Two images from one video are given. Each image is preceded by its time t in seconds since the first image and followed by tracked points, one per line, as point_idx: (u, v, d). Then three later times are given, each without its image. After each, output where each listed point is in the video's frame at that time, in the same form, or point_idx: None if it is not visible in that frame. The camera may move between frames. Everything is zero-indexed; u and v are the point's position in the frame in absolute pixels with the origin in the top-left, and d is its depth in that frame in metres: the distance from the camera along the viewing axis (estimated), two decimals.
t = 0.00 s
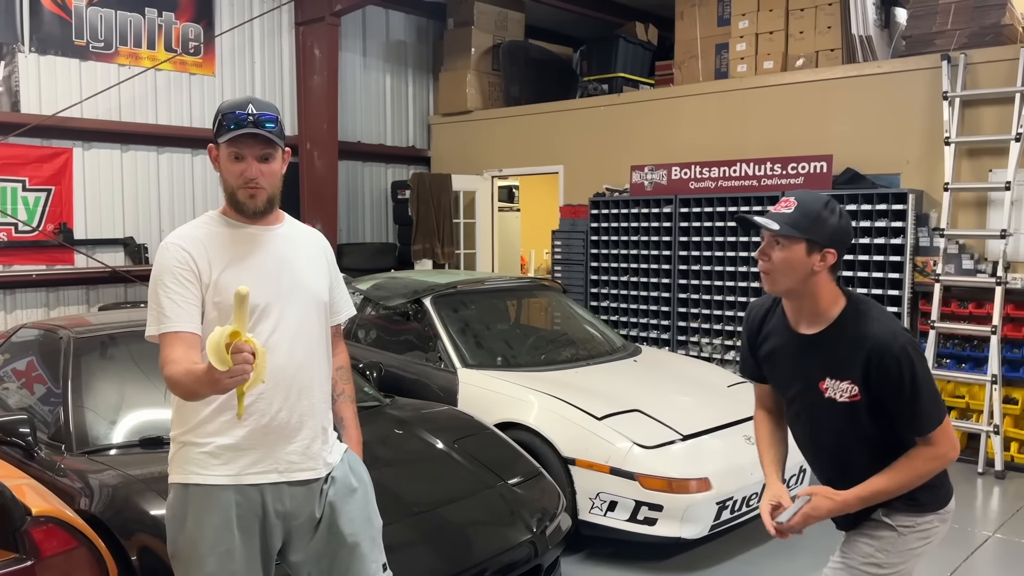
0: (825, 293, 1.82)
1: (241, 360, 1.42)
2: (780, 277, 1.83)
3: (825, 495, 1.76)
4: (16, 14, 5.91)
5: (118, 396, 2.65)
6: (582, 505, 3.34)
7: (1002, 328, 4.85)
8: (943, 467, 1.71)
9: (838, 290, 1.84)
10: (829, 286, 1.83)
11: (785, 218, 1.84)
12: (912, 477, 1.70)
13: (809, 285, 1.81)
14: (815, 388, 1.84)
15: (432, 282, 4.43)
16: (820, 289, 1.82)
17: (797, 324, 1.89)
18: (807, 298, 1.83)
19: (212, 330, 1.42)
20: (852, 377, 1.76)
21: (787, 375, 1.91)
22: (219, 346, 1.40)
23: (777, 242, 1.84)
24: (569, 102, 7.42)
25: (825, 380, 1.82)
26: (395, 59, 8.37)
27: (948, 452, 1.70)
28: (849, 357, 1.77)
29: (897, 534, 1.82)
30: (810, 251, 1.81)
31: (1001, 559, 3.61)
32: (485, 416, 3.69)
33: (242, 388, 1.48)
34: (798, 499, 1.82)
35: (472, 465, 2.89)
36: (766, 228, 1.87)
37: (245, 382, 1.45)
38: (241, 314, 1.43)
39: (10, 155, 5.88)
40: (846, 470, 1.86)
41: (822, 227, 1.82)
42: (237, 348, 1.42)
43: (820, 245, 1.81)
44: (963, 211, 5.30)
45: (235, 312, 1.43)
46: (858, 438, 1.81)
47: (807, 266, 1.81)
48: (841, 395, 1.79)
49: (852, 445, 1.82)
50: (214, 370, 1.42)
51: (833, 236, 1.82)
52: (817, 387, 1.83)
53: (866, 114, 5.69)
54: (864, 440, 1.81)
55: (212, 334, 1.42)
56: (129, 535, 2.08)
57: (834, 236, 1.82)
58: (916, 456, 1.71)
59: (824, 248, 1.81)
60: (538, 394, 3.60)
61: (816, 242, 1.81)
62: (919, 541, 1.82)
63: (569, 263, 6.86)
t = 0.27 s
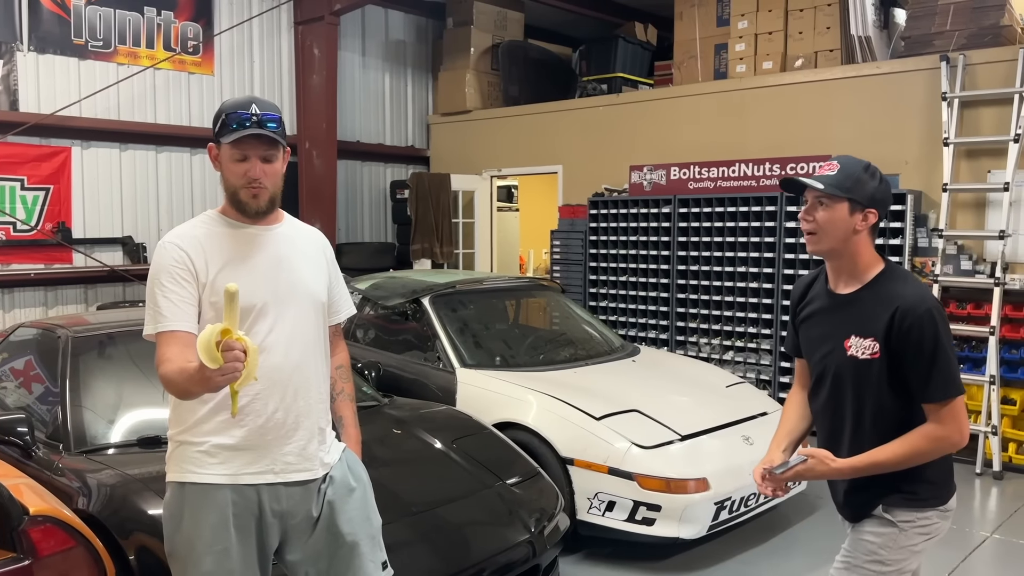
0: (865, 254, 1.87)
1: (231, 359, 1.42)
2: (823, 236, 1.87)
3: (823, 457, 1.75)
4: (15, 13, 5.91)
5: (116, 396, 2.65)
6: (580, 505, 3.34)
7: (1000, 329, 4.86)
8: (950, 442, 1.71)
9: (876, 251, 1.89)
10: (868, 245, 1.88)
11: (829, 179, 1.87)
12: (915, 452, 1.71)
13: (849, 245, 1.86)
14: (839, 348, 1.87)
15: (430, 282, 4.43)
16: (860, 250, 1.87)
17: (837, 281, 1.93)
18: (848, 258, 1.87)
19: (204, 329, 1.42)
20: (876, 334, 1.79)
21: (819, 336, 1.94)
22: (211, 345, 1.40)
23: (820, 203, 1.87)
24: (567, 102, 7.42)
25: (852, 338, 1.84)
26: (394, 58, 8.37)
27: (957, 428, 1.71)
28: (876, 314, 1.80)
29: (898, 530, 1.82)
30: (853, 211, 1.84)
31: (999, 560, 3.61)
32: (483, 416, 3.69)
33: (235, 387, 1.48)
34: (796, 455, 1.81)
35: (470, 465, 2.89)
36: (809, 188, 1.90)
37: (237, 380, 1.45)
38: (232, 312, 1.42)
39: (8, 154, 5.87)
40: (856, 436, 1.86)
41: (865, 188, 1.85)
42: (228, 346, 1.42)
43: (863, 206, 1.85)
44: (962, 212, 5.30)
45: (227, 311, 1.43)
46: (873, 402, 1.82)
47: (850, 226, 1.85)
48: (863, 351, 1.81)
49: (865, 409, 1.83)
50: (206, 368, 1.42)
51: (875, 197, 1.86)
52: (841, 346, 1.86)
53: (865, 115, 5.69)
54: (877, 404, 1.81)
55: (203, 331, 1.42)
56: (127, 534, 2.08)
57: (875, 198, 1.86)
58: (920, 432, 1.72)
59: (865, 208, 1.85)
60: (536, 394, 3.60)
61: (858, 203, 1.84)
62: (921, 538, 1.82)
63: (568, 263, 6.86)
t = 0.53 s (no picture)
0: (886, 242, 1.88)
1: (226, 360, 1.41)
2: (846, 222, 1.88)
3: (824, 434, 1.75)
4: (14, 11, 5.90)
5: (115, 394, 2.64)
6: (579, 504, 3.34)
7: (1000, 330, 4.86)
8: (949, 434, 1.71)
9: (897, 240, 1.90)
10: (890, 234, 1.89)
11: (852, 168, 1.88)
12: (914, 442, 1.72)
13: (872, 232, 1.87)
14: (852, 333, 1.88)
15: (430, 281, 4.43)
16: (882, 238, 1.88)
17: (858, 268, 1.93)
18: (870, 245, 1.88)
19: (199, 330, 1.41)
20: (889, 320, 1.80)
21: (835, 323, 1.94)
22: (204, 346, 1.40)
23: (844, 190, 1.88)
24: (566, 102, 7.42)
25: (865, 324, 1.85)
26: (394, 57, 8.36)
27: (959, 421, 1.71)
28: (891, 301, 1.81)
29: (897, 529, 1.83)
30: (876, 199, 1.85)
31: (998, 560, 3.61)
32: (482, 415, 3.69)
33: (230, 388, 1.47)
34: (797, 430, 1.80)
35: (469, 464, 2.89)
36: (833, 175, 1.90)
37: (231, 382, 1.44)
38: (227, 314, 1.41)
39: (7, 152, 5.86)
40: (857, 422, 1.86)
41: (888, 176, 1.86)
42: (222, 348, 1.41)
43: (887, 194, 1.85)
44: (962, 212, 5.30)
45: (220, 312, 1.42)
46: (878, 388, 1.82)
47: (873, 214, 1.86)
48: (874, 337, 1.82)
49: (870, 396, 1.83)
50: (200, 370, 1.42)
51: (898, 185, 1.86)
52: (855, 332, 1.87)
53: (865, 115, 5.69)
54: (881, 391, 1.81)
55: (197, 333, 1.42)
56: (126, 533, 2.08)
57: (898, 186, 1.86)
58: (919, 422, 1.73)
59: (889, 196, 1.85)
60: (536, 393, 3.60)
61: (882, 190, 1.85)
62: (921, 536, 1.82)
63: (567, 262, 6.86)
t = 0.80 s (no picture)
0: (897, 240, 1.88)
1: (229, 361, 1.41)
2: (858, 223, 1.89)
3: (829, 430, 1.75)
4: (15, 10, 5.89)
5: (115, 393, 2.64)
6: (579, 504, 3.34)
7: (999, 330, 4.86)
8: (957, 432, 1.70)
9: (908, 239, 1.90)
10: (901, 233, 1.89)
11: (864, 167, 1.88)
12: (919, 440, 1.71)
13: (884, 232, 1.88)
14: (859, 331, 1.88)
15: (430, 280, 4.43)
16: (893, 236, 1.88)
17: (867, 266, 1.93)
18: (880, 244, 1.88)
19: (201, 331, 1.41)
20: (897, 317, 1.80)
21: (843, 321, 1.95)
22: (208, 348, 1.39)
23: (856, 190, 1.88)
24: (566, 101, 7.42)
25: (871, 321, 1.86)
26: (394, 56, 8.36)
27: (967, 418, 1.70)
28: (899, 297, 1.81)
29: (897, 529, 1.83)
30: (889, 198, 1.85)
31: (997, 560, 3.61)
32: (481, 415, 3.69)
33: (233, 388, 1.47)
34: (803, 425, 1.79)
35: (470, 464, 2.89)
36: (845, 174, 1.90)
37: (234, 383, 1.44)
38: (230, 314, 1.42)
39: (7, 151, 5.86)
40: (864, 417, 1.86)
41: (901, 175, 1.86)
42: (226, 349, 1.41)
43: (899, 193, 1.85)
44: (962, 213, 5.30)
45: (223, 313, 1.42)
46: (884, 385, 1.82)
47: (886, 212, 1.86)
48: (881, 334, 1.82)
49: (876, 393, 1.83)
50: (203, 371, 1.41)
51: (910, 183, 1.86)
52: (863, 329, 1.87)
53: (866, 115, 5.69)
54: (888, 388, 1.81)
55: (200, 333, 1.42)
56: (126, 532, 2.08)
57: (910, 184, 1.86)
58: (927, 419, 1.72)
59: (901, 194, 1.86)
60: (536, 393, 3.60)
61: (894, 189, 1.85)
62: (922, 537, 1.82)
63: (567, 262, 6.86)
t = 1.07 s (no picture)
0: (898, 241, 1.88)
1: (232, 360, 1.41)
2: (860, 223, 1.89)
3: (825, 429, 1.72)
4: (15, 8, 5.89)
5: (116, 392, 2.64)
6: (580, 503, 3.33)
7: (1000, 330, 4.86)
8: (956, 433, 1.68)
9: (907, 241, 1.90)
10: (902, 234, 1.90)
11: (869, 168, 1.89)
12: (921, 441, 1.68)
13: (886, 232, 1.88)
14: (859, 333, 1.89)
15: (431, 279, 4.42)
16: (894, 237, 1.88)
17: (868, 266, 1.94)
18: (881, 244, 1.89)
19: (205, 329, 1.41)
20: (896, 318, 1.80)
21: (843, 324, 1.95)
22: (211, 345, 1.40)
23: (860, 190, 1.88)
24: (567, 101, 7.42)
25: (871, 323, 1.86)
26: (395, 55, 8.35)
27: (966, 420, 1.68)
28: (896, 298, 1.82)
29: (900, 531, 1.83)
30: (893, 199, 1.86)
31: (997, 560, 3.61)
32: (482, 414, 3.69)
33: (236, 387, 1.47)
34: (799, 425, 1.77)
35: (471, 463, 2.89)
36: (850, 175, 1.91)
37: (238, 381, 1.44)
38: (234, 312, 1.43)
39: (8, 149, 5.85)
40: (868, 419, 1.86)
41: (904, 176, 1.86)
42: (229, 347, 1.41)
43: (902, 194, 1.86)
44: (962, 213, 5.30)
45: (228, 311, 1.43)
46: (886, 386, 1.82)
47: (889, 213, 1.87)
48: (881, 335, 1.82)
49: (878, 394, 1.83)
50: (206, 369, 1.42)
51: (913, 185, 1.87)
52: (863, 331, 1.87)
53: (867, 115, 5.69)
54: (891, 388, 1.81)
55: (205, 331, 1.42)
56: (127, 531, 2.07)
57: (913, 186, 1.87)
58: (929, 421, 1.69)
59: (904, 196, 1.86)
60: (536, 393, 3.60)
61: (898, 190, 1.85)
62: (925, 539, 1.82)
63: (567, 262, 6.85)
